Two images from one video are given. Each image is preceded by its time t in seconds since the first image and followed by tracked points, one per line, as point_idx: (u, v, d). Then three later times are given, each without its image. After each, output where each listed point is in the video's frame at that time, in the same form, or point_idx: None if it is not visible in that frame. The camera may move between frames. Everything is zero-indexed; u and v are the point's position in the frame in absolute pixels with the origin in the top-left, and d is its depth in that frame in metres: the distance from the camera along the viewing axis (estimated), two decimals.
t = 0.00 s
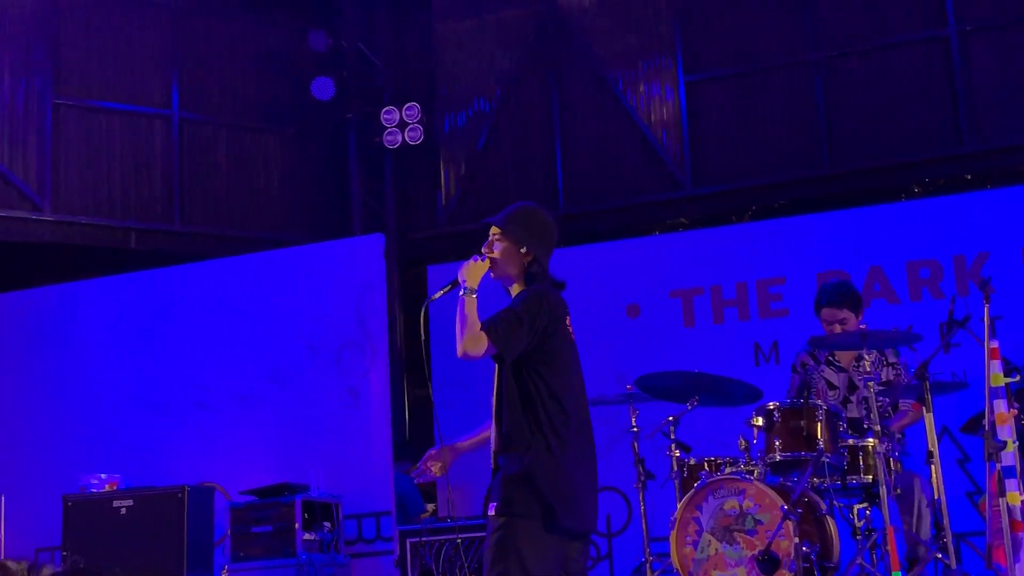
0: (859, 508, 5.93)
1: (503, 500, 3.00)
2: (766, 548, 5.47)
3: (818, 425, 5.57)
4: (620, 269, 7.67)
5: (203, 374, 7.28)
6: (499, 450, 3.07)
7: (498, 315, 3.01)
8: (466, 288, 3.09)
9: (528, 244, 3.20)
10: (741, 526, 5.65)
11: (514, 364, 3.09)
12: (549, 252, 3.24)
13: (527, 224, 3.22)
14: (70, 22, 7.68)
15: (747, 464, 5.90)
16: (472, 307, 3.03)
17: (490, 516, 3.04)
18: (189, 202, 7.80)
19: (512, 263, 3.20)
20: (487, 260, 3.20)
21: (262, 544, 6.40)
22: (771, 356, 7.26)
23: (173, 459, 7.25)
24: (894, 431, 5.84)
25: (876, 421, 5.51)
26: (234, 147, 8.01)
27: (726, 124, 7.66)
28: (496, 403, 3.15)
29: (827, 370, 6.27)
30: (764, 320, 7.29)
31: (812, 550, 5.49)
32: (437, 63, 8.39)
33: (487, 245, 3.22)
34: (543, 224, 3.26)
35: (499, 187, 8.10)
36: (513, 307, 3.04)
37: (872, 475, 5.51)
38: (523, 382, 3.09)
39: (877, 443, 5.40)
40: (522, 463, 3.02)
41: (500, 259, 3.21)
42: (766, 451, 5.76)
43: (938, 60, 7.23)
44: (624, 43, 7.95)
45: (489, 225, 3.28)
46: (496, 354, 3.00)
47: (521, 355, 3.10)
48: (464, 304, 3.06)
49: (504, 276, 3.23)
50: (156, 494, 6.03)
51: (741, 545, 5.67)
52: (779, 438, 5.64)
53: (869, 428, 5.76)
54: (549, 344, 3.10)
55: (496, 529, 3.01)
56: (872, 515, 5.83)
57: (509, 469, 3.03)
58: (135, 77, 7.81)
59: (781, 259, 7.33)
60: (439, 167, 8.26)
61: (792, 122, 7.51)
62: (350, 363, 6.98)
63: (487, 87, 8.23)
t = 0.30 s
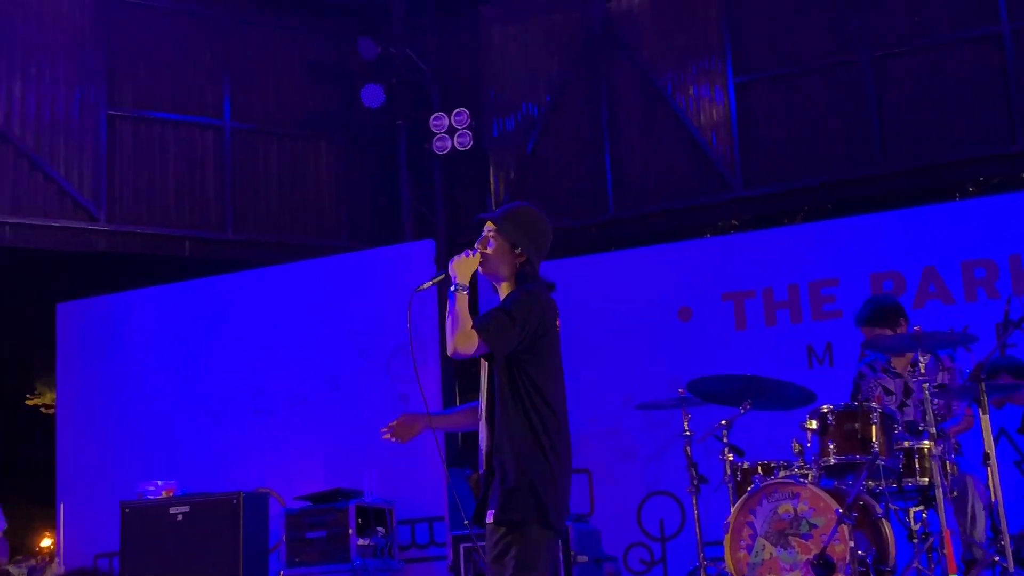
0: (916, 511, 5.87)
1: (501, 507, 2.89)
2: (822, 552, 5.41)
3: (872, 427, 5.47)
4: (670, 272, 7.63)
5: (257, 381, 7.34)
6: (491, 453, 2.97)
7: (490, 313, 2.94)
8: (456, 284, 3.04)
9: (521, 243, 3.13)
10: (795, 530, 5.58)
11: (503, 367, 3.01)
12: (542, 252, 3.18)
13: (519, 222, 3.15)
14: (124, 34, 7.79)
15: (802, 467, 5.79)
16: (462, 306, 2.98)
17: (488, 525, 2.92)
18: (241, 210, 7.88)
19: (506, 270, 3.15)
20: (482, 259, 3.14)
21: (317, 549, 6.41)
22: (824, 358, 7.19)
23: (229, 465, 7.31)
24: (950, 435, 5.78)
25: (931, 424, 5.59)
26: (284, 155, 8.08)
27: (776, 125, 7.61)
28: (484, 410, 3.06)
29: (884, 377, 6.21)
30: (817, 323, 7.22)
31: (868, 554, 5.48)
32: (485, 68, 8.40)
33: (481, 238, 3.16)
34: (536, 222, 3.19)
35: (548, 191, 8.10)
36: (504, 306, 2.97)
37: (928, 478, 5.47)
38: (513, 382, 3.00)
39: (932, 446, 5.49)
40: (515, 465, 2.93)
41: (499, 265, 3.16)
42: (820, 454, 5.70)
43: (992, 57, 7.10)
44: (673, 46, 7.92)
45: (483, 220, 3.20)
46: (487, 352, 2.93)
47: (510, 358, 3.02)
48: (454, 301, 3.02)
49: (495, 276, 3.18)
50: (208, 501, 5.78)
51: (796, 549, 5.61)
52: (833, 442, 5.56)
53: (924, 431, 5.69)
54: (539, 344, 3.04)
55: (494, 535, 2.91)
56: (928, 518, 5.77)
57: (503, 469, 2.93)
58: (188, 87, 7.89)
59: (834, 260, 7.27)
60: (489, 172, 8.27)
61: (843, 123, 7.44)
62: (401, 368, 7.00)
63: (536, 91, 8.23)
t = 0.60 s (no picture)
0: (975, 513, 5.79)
1: (526, 503, 3.09)
2: (879, 555, 5.36)
3: (929, 429, 5.41)
4: (723, 274, 7.57)
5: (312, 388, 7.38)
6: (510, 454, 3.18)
7: (502, 318, 3.12)
8: (465, 293, 3.26)
9: (526, 247, 3.30)
10: (852, 533, 5.50)
11: (519, 373, 3.22)
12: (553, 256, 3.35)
13: (527, 229, 3.32)
14: (178, 43, 7.85)
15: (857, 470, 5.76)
16: (471, 312, 3.20)
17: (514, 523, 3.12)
18: (293, 216, 7.94)
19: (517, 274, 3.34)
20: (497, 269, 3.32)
21: (371, 553, 6.41)
22: (880, 360, 7.10)
23: (285, 469, 7.37)
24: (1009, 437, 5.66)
25: (989, 424, 5.36)
26: (336, 161, 8.13)
27: (829, 124, 7.52)
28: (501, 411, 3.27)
29: (936, 384, 6.13)
30: (872, 324, 7.14)
31: (925, 557, 5.39)
32: (534, 72, 8.40)
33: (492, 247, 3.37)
34: (546, 228, 3.37)
35: (598, 194, 8.08)
36: (517, 312, 3.16)
37: (987, 479, 5.41)
38: (530, 388, 3.20)
39: (992, 446, 5.27)
40: (532, 465, 3.12)
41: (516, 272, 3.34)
42: (876, 456, 5.61)
43: None
44: (723, 46, 7.87)
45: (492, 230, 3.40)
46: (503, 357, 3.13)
47: (524, 363, 3.22)
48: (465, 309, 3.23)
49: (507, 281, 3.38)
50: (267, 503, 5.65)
51: (852, 552, 5.52)
52: (889, 443, 5.49)
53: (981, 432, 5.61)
54: (553, 348, 3.24)
55: (517, 532, 3.11)
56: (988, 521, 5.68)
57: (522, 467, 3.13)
58: (240, 95, 7.95)
59: (889, 260, 7.18)
60: (539, 176, 8.27)
61: (897, 121, 7.34)
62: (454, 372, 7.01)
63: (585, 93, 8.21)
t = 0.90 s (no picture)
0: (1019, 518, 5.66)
1: (522, 520, 3.07)
2: (930, 560, 5.25)
3: (980, 432, 5.31)
4: (770, 277, 7.52)
5: (358, 394, 7.40)
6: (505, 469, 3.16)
7: (492, 336, 3.09)
8: (462, 313, 3.25)
9: (519, 268, 3.33)
10: (902, 538, 5.47)
11: (511, 390, 3.19)
12: (549, 279, 3.38)
13: (522, 251, 3.35)
14: (223, 52, 7.91)
15: (907, 474, 5.74)
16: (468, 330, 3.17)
17: (508, 538, 3.10)
18: (339, 223, 7.98)
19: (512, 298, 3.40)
20: None
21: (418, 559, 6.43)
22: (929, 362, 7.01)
23: (332, 474, 7.39)
24: None
25: None
26: (380, 168, 8.16)
27: (876, 124, 7.44)
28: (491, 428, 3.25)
29: (981, 393, 5.85)
30: (921, 326, 7.05)
31: (977, 561, 5.26)
32: (578, 76, 8.39)
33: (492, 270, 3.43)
34: (544, 249, 3.39)
35: (643, 198, 8.05)
36: (507, 330, 3.12)
37: None
38: (523, 402, 3.18)
39: None
40: (526, 481, 3.11)
41: None
42: (926, 460, 5.56)
43: None
44: (768, 47, 7.82)
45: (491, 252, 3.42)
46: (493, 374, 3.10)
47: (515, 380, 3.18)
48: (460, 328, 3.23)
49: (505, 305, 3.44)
50: (314, 512, 5.80)
51: (902, 557, 5.49)
52: (939, 447, 5.42)
53: None
54: (547, 364, 3.21)
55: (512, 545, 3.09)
56: None
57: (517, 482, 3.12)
58: (286, 104, 8.00)
59: (938, 262, 7.07)
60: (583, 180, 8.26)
61: (946, 121, 7.22)
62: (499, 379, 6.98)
63: (629, 97, 8.20)
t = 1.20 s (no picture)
0: None
1: (495, 533, 3.12)
2: (974, 568, 5.30)
3: None
4: (813, 283, 7.47)
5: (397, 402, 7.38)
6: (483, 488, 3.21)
7: (474, 354, 3.19)
8: (455, 332, 3.58)
9: (512, 286, 3.41)
10: (946, 546, 5.46)
11: (496, 408, 3.27)
12: (542, 295, 3.46)
13: (509, 268, 3.44)
14: (266, 62, 7.97)
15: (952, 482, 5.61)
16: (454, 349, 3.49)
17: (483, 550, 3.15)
18: (381, 231, 8.03)
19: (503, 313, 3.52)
20: None
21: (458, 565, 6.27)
22: (974, 368, 6.93)
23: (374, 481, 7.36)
24: None
25: None
26: (421, 175, 8.20)
27: (919, 128, 7.35)
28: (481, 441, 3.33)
29: None
30: (966, 332, 6.96)
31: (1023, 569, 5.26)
32: (620, 84, 8.42)
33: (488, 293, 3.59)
34: (537, 268, 3.48)
35: (686, 205, 8.05)
36: (492, 346, 3.22)
37: None
38: (507, 419, 3.25)
39: None
40: (503, 495, 3.16)
41: None
42: (970, 467, 5.50)
43: None
44: (810, 52, 7.78)
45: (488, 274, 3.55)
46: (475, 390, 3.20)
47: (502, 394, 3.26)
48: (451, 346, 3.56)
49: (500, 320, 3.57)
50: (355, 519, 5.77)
51: (947, 565, 5.48)
52: (984, 455, 5.38)
53: None
54: (532, 380, 3.27)
55: (487, 559, 3.14)
56: None
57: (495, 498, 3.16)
58: (328, 113, 8.06)
59: (983, 267, 6.98)
60: (625, 187, 8.28)
61: (989, 124, 7.10)
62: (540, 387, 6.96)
63: (670, 103, 8.21)
